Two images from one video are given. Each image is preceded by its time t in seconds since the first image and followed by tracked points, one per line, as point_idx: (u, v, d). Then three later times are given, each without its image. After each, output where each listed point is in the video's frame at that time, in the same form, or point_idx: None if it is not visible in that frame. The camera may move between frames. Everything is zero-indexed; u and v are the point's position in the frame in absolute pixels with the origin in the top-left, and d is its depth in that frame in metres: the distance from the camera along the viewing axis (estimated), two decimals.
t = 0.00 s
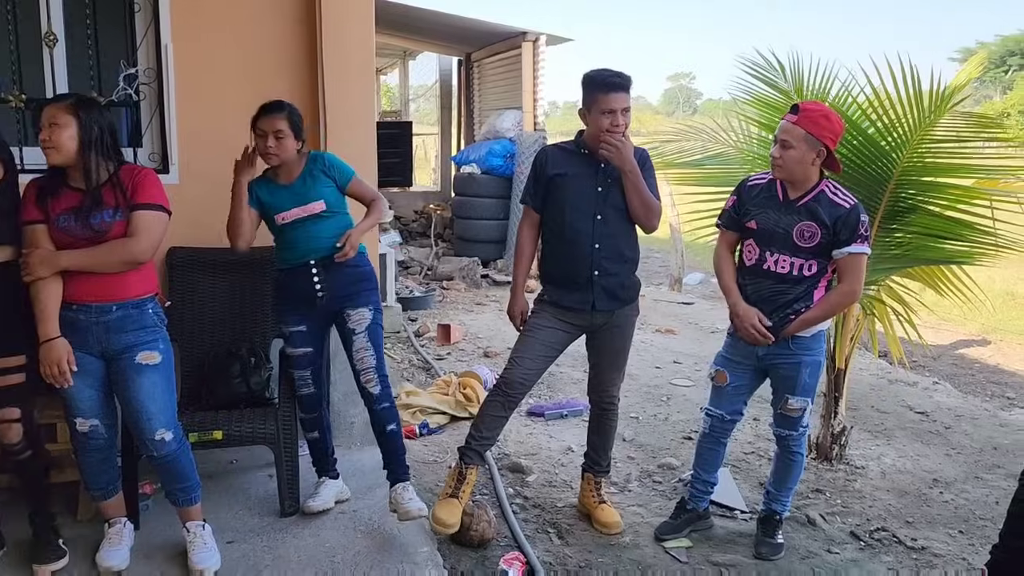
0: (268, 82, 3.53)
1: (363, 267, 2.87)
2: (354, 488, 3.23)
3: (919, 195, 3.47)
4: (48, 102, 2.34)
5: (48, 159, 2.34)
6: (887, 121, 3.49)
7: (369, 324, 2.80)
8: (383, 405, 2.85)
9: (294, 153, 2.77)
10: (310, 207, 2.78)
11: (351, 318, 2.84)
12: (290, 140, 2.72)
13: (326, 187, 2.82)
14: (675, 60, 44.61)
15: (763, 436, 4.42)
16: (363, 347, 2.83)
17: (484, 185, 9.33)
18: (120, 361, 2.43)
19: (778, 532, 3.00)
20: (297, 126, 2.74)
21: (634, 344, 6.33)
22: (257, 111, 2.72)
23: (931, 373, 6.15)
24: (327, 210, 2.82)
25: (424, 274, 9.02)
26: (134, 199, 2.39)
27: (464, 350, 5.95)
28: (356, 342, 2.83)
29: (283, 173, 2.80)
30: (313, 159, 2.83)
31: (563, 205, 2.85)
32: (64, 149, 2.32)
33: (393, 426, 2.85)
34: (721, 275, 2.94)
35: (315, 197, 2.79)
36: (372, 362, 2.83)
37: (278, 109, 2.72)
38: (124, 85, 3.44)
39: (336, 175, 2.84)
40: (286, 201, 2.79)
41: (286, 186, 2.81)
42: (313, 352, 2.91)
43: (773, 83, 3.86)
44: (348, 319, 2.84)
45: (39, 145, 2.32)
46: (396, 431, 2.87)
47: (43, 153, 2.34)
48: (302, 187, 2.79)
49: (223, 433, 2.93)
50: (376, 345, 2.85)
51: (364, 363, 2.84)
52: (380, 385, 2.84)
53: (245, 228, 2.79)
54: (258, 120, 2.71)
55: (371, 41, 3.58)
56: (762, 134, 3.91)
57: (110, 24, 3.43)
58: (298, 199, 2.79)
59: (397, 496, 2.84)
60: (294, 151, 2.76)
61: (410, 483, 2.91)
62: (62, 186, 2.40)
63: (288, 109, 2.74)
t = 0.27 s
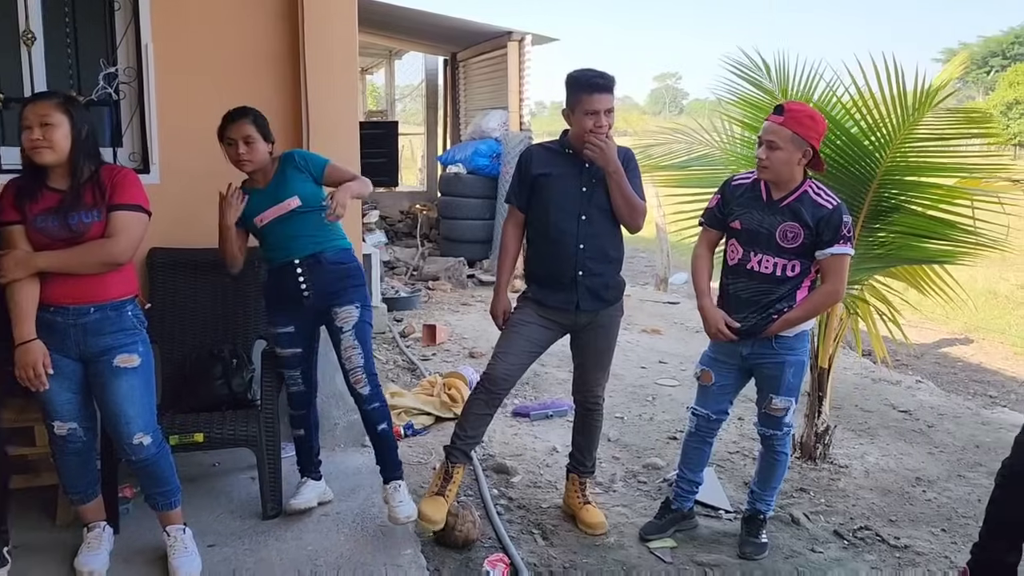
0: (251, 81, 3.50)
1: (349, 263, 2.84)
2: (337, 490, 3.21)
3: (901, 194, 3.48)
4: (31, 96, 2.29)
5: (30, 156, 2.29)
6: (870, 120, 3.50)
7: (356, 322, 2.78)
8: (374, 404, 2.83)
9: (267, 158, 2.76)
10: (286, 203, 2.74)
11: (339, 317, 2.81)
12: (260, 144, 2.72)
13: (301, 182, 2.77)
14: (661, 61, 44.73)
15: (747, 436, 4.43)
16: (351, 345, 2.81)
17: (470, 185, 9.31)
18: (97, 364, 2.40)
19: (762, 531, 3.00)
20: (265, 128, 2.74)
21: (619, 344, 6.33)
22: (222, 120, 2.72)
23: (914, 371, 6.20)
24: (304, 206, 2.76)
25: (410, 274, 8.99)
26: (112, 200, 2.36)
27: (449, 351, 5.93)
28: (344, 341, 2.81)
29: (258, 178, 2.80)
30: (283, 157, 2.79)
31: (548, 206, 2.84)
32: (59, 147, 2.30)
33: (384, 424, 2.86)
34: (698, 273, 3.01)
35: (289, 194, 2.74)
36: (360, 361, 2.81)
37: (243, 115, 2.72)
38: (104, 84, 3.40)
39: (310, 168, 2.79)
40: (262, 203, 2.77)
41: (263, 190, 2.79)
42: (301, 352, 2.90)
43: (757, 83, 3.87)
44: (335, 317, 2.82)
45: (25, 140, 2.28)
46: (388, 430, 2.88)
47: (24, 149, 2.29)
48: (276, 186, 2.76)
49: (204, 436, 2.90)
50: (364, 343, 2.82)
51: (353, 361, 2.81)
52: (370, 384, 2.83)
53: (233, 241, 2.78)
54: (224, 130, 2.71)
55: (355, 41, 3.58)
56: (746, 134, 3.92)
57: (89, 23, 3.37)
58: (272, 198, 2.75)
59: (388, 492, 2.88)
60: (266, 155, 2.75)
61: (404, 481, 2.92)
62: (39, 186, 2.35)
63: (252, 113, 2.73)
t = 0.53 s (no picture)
0: (238, 80, 3.47)
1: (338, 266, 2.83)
2: (324, 494, 3.18)
3: (889, 195, 3.50)
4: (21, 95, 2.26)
5: (22, 155, 2.26)
6: (857, 120, 3.50)
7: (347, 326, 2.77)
8: (365, 409, 2.82)
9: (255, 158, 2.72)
10: (274, 206, 2.72)
11: (328, 321, 2.80)
12: (247, 144, 2.68)
13: (288, 183, 2.74)
14: (651, 61, 44.83)
15: (736, 436, 4.43)
16: (341, 350, 2.80)
17: (459, 186, 9.29)
18: (84, 367, 2.37)
19: (751, 533, 2.99)
20: (251, 127, 2.69)
21: (609, 345, 6.33)
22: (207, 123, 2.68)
23: (902, 371, 6.23)
24: (292, 206, 2.74)
25: (399, 275, 8.96)
26: (102, 201, 2.33)
27: (438, 352, 5.92)
28: (334, 345, 2.80)
29: (246, 179, 2.75)
30: (272, 159, 2.76)
31: (534, 206, 2.83)
32: (56, 147, 2.27)
33: (373, 428, 2.84)
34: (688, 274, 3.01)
35: (276, 196, 2.72)
36: (351, 366, 2.81)
37: (230, 115, 2.67)
38: (88, 84, 3.36)
39: (298, 169, 2.76)
40: (249, 205, 2.74)
41: (251, 192, 2.76)
42: (291, 354, 2.87)
43: (745, 83, 3.87)
44: (326, 322, 2.80)
45: (20, 140, 2.24)
46: (378, 434, 2.86)
47: (17, 149, 2.25)
48: (264, 187, 2.73)
49: (190, 439, 2.87)
50: (355, 347, 2.82)
51: (343, 365, 2.81)
52: (360, 390, 2.82)
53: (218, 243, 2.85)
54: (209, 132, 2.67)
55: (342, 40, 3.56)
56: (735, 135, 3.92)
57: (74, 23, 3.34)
58: (260, 201, 2.73)
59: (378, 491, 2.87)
60: (254, 155, 2.71)
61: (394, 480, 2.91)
62: (26, 187, 2.32)
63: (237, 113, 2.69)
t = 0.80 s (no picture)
0: (233, 81, 3.46)
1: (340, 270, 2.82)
2: (319, 496, 3.17)
3: (883, 196, 3.50)
4: (22, 96, 2.25)
5: (25, 157, 2.24)
6: (852, 122, 3.51)
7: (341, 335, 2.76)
8: (346, 418, 2.85)
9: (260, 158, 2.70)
10: (279, 209, 2.71)
11: (323, 326, 2.79)
12: (253, 144, 2.66)
13: (293, 186, 2.74)
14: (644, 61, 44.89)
15: (731, 437, 4.44)
16: (331, 358, 2.80)
17: (453, 186, 9.28)
18: (81, 368, 2.35)
19: (747, 533, 3.00)
20: (258, 127, 2.68)
21: (603, 346, 6.34)
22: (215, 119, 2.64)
23: (895, 371, 6.25)
24: (297, 211, 2.74)
25: (393, 276, 8.95)
26: (102, 202, 2.32)
27: (432, 353, 5.91)
28: (324, 353, 2.80)
29: (249, 178, 2.73)
30: (278, 159, 2.76)
31: (529, 207, 2.82)
32: (58, 149, 2.28)
33: (352, 437, 2.88)
34: (682, 276, 3.00)
35: (282, 199, 2.71)
36: (338, 375, 2.81)
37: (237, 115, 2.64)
38: (81, 85, 3.33)
39: (304, 172, 2.76)
40: (253, 205, 2.72)
41: (254, 191, 2.73)
42: (289, 356, 2.85)
43: (741, 84, 3.87)
44: (321, 327, 2.80)
45: (24, 142, 2.24)
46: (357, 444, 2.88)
47: (20, 149, 2.24)
48: (269, 189, 2.72)
49: (184, 441, 2.85)
50: (344, 355, 2.82)
51: (330, 374, 2.80)
52: (343, 399, 2.83)
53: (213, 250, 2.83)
54: (217, 129, 2.63)
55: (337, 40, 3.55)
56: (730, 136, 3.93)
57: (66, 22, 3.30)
58: (264, 202, 2.72)
59: (349, 497, 2.91)
60: (259, 155, 2.69)
61: (366, 488, 2.96)
62: (23, 189, 2.29)
63: (244, 112, 2.66)
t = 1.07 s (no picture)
0: (230, 81, 3.46)
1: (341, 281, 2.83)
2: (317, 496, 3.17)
3: (880, 196, 3.51)
4: (31, 95, 2.25)
5: (31, 156, 2.25)
6: (848, 122, 3.52)
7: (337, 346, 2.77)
8: (332, 424, 2.87)
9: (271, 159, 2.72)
10: (284, 211, 2.74)
11: (318, 336, 2.80)
12: (267, 142, 2.68)
13: (300, 191, 2.76)
14: (642, 62, 44.92)
15: (728, 436, 4.45)
16: (323, 368, 2.82)
17: (451, 186, 9.28)
18: (80, 368, 2.35)
19: (744, 533, 3.01)
20: (272, 127, 2.70)
21: (601, 345, 6.34)
22: (232, 113, 2.65)
23: (892, 371, 6.26)
24: (301, 215, 2.77)
25: (391, 276, 8.95)
26: (102, 203, 2.33)
27: (430, 353, 5.91)
28: (318, 363, 2.82)
29: (259, 176, 2.75)
30: (290, 159, 2.78)
31: (524, 207, 2.82)
32: (66, 149, 2.29)
33: (336, 445, 2.90)
34: (676, 273, 3.01)
35: (289, 202, 2.74)
36: (329, 385, 2.82)
37: (255, 113, 2.66)
38: (78, 85, 3.34)
39: (314, 178, 2.78)
40: (260, 204, 2.74)
41: (262, 190, 2.76)
42: (286, 356, 2.85)
43: (737, 84, 3.89)
44: (316, 336, 2.80)
45: (34, 142, 2.24)
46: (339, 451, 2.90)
47: (27, 148, 2.24)
48: (278, 189, 2.74)
49: (182, 441, 2.85)
50: (337, 367, 2.84)
51: (321, 383, 2.82)
52: (332, 406, 2.85)
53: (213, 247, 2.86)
54: (233, 124, 2.64)
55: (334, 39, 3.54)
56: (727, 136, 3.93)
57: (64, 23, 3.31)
58: (271, 202, 2.74)
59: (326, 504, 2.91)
60: (271, 155, 2.71)
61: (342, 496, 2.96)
62: (24, 189, 2.29)
63: (262, 111, 2.69)
